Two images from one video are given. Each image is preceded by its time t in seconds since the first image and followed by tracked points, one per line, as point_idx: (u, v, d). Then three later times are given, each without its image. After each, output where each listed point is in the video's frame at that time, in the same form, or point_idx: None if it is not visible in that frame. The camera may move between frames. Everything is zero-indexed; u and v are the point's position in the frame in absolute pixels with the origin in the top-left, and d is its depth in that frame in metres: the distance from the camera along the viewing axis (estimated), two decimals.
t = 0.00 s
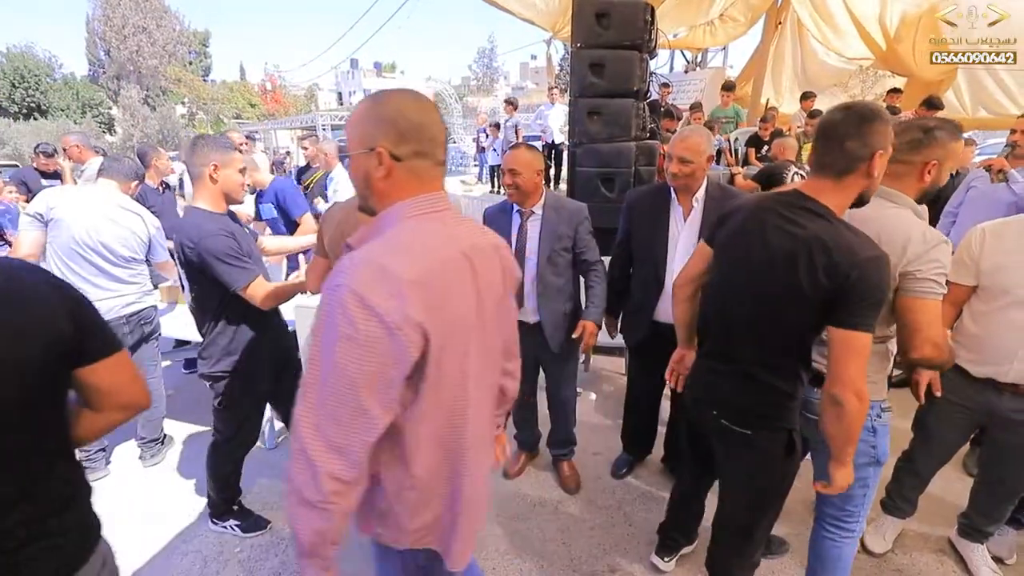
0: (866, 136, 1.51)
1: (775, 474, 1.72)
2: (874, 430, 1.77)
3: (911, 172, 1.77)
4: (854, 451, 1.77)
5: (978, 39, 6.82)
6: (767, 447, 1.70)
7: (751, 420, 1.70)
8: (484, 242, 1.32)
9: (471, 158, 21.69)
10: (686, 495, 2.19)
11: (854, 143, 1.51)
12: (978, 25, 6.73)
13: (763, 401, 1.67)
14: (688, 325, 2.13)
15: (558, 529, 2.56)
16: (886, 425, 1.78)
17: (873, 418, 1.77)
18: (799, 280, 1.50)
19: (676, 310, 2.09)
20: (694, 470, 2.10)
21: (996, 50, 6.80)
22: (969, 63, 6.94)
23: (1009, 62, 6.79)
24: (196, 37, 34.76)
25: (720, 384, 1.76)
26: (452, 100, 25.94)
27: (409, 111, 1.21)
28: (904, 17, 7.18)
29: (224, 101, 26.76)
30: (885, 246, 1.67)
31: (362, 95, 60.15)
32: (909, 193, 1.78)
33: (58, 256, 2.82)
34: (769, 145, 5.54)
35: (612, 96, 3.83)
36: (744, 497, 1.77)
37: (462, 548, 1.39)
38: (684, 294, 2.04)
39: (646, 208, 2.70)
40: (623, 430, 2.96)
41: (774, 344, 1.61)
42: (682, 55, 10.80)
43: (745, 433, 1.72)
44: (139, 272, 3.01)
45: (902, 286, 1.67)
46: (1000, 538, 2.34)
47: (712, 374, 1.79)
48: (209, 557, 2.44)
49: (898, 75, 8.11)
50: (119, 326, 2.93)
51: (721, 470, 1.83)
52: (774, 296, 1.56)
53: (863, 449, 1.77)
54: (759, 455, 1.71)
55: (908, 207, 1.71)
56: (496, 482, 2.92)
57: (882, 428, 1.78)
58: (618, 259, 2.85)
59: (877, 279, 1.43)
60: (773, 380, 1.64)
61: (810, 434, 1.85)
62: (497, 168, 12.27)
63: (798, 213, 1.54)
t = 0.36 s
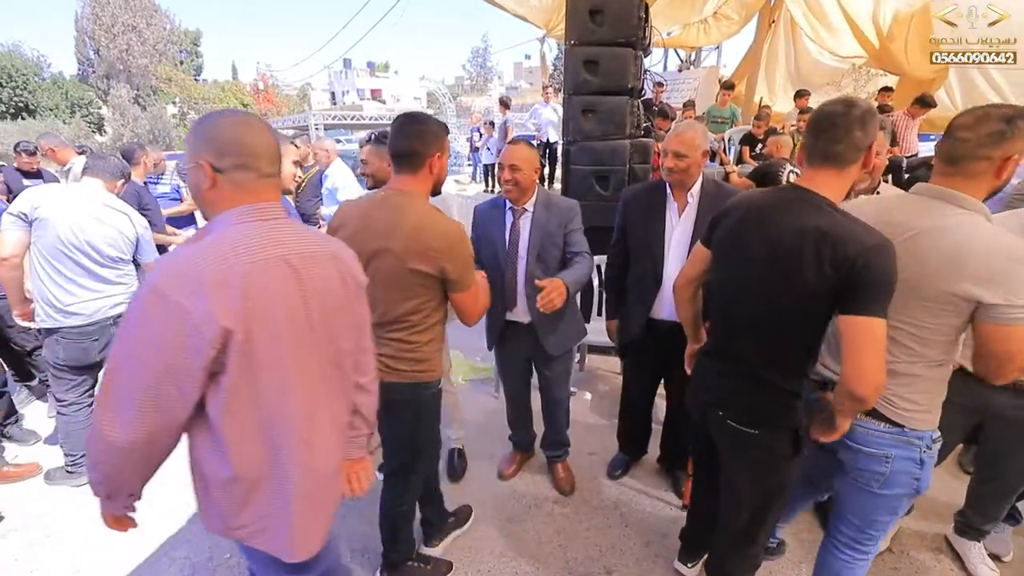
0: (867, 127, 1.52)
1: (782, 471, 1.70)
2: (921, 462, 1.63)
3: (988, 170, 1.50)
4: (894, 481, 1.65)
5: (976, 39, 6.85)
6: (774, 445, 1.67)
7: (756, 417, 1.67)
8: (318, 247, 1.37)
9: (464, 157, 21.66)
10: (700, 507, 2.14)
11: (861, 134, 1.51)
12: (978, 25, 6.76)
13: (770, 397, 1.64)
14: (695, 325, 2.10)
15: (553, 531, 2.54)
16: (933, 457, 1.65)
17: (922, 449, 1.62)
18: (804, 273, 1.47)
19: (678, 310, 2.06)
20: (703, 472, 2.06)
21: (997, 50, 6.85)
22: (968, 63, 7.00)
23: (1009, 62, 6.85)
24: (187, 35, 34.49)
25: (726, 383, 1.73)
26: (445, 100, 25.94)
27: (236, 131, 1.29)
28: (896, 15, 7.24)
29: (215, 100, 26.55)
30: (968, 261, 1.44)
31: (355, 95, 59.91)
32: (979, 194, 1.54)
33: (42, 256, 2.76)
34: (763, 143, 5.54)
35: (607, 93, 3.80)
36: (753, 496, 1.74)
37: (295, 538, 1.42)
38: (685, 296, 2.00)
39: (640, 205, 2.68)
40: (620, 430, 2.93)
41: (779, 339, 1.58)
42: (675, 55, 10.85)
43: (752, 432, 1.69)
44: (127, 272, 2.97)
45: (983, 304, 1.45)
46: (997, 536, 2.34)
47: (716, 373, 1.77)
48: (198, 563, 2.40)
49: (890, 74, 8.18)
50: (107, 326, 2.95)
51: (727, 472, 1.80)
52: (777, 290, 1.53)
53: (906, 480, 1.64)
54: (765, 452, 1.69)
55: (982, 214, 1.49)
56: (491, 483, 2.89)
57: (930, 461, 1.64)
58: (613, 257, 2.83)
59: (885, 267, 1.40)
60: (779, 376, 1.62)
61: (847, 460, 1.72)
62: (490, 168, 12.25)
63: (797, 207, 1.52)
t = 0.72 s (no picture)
0: (841, 124, 1.55)
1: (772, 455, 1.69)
2: (937, 471, 1.64)
3: (1010, 165, 1.48)
4: (908, 488, 1.66)
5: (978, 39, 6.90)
6: (767, 426, 1.68)
7: (746, 399, 1.67)
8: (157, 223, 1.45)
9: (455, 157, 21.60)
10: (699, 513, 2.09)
11: (835, 127, 1.55)
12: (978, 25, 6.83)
13: (757, 380, 1.64)
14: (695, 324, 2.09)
15: (548, 532, 2.52)
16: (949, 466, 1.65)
17: (939, 458, 1.62)
18: (788, 250, 1.48)
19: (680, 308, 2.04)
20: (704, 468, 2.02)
21: (997, 50, 6.95)
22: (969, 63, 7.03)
23: (1010, 61, 6.92)
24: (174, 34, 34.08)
25: (718, 370, 1.74)
26: (436, 99, 25.90)
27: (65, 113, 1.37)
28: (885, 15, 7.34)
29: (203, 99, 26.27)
30: (1010, 258, 1.41)
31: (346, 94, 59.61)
32: (1000, 188, 1.52)
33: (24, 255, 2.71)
34: (755, 142, 5.57)
35: (599, 91, 3.79)
36: (750, 480, 1.73)
37: (110, 500, 1.42)
38: (686, 290, 1.98)
39: (635, 202, 2.66)
40: (614, 429, 2.92)
41: (767, 319, 1.58)
42: (667, 54, 10.92)
43: (740, 413, 1.69)
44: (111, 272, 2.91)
45: None
46: (989, 531, 2.36)
47: (709, 362, 1.78)
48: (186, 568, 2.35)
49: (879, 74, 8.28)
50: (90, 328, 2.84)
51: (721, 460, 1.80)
52: (758, 270, 1.55)
53: (920, 488, 1.65)
54: (755, 435, 1.69)
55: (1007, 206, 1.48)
56: (484, 484, 2.86)
57: (945, 470, 1.65)
58: (607, 255, 2.81)
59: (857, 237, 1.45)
60: (763, 356, 1.62)
61: (861, 465, 1.72)
62: (481, 167, 12.22)
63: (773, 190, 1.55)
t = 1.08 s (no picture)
0: (839, 125, 1.58)
1: (785, 445, 1.69)
2: (947, 465, 1.62)
3: (1002, 162, 1.48)
4: (917, 482, 1.65)
5: (977, 39, 7.12)
6: (780, 416, 1.67)
7: (757, 388, 1.67)
8: None
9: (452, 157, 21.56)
10: (707, 509, 2.08)
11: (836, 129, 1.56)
12: (978, 24, 7.04)
13: (768, 369, 1.64)
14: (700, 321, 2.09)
15: (545, 532, 2.51)
16: (960, 460, 1.63)
17: (948, 453, 1.61)
18: (804, 240, 1.50)
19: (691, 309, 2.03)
20: (714, 464, 2.02)
21: (997, 50, 7.07)
22: (967, 63, 7.22)
23: (1009, 62, 7.05)
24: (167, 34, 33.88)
25: (729, 361, 1.74)
26: (431, 99, 25.92)
27: None
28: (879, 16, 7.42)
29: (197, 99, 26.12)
30: (1004, 251, 1.42)
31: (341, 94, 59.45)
32: (994, 183, 1.53)
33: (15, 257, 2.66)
34: (750, 142, 5.59)
35: (595, 91, 3.79)
36: (761, 467, 1.73)
37: None
38: (690, 288, 1.97)
39: (630, 201, 2.66)
40: (610, 429, 2.92)
41: (782, 308, 1.59)
42: (662, 55, 10.98)
43: (752, 402, 1.69)
44: (104, 273, 2.86)
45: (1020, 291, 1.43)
46: (982, 527, 2.37)
47: (719, 354, 1.78)
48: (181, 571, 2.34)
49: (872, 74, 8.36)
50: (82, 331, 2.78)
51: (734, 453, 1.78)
52: (774, 259, 1.55)
53: (930, 482, 1.64)
54: (768, 425, 1.68)
55: (1000, 200, 1.49)
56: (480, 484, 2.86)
57: (956, 464, 1.63)
58: (603, 254, 2.81)
59: (870, 226, 1.47)
60: (773, 344, 1.63)
61: (870, 459, 1.73)
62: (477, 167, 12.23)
63: (786, 184, 1.58)
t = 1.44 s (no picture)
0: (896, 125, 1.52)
1: (819, 461, 1.69)
2: (987, 462, 1.58)
3: None
4: (962, 484, 1.61)
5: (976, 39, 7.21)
6: (819, 430, 1.66)
7: (798, 406, 1.65)
8: None
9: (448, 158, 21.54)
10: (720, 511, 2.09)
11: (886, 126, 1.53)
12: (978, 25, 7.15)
13: (814, 387, 1.62)
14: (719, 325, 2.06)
15: (542, 533, 2.49)
16: (1000, 455, 1.59)
17: (985, 449, 1.58)
18: (868, 252, 1.47)
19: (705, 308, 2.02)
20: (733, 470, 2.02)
21: (997, 50, 7.19)
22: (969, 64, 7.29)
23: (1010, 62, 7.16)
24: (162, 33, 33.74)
25: (768, 374, 1.71)
26: (427, 99, 25.91)
27: None
28: (874, 15, 7.46)
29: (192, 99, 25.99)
30: None
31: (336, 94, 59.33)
32: None
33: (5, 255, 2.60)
34: (745, 141, 5.61)
35: (591, 90, 3.78)
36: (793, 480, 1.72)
37: None
38: (713, 294, 1.96)
39: (626, 199, 2.65)
40: (608, 428, 2.91)
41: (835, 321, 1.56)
42: (658, 55, 11.01)
43: (791, 417, 1.66)
44: (96, 272, 2.83)
45: None
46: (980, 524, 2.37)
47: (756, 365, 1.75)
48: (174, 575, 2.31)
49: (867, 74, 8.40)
50: (75, 330, 2.75)
51: (760, 464, 1.76)
52: (832, 271, 1.51)
53: (976, 482, 1.60)
54: (806, 442, 1.66)
55: (1000, 191, 1.49)
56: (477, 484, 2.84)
57: (997, 459, 1.59)
58: (599, 252, 2.79)
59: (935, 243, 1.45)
60: (823, 363, 1.61)
61: (907, 463, 1.71)
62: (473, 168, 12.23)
63: (848, 192, 1.52)
